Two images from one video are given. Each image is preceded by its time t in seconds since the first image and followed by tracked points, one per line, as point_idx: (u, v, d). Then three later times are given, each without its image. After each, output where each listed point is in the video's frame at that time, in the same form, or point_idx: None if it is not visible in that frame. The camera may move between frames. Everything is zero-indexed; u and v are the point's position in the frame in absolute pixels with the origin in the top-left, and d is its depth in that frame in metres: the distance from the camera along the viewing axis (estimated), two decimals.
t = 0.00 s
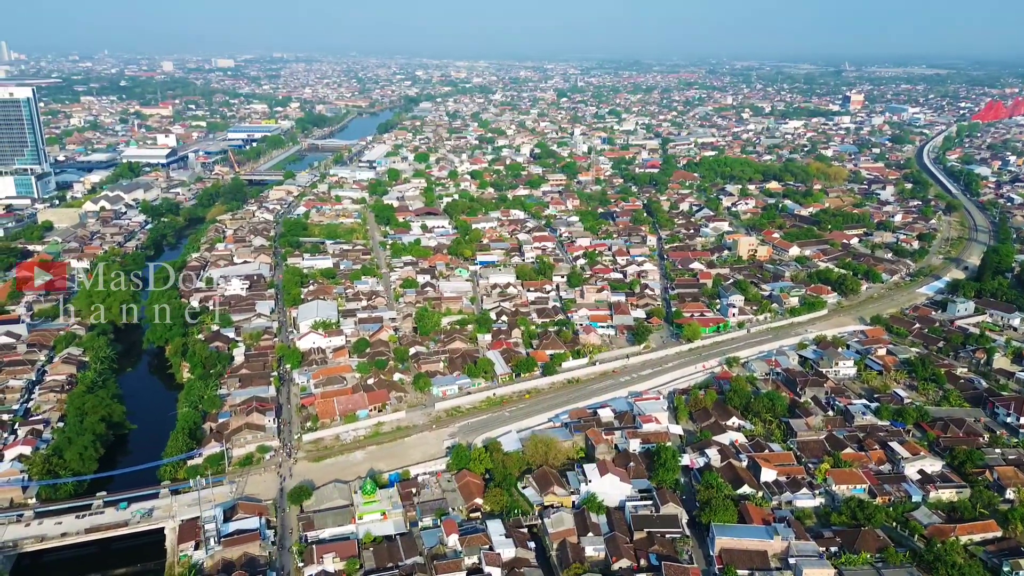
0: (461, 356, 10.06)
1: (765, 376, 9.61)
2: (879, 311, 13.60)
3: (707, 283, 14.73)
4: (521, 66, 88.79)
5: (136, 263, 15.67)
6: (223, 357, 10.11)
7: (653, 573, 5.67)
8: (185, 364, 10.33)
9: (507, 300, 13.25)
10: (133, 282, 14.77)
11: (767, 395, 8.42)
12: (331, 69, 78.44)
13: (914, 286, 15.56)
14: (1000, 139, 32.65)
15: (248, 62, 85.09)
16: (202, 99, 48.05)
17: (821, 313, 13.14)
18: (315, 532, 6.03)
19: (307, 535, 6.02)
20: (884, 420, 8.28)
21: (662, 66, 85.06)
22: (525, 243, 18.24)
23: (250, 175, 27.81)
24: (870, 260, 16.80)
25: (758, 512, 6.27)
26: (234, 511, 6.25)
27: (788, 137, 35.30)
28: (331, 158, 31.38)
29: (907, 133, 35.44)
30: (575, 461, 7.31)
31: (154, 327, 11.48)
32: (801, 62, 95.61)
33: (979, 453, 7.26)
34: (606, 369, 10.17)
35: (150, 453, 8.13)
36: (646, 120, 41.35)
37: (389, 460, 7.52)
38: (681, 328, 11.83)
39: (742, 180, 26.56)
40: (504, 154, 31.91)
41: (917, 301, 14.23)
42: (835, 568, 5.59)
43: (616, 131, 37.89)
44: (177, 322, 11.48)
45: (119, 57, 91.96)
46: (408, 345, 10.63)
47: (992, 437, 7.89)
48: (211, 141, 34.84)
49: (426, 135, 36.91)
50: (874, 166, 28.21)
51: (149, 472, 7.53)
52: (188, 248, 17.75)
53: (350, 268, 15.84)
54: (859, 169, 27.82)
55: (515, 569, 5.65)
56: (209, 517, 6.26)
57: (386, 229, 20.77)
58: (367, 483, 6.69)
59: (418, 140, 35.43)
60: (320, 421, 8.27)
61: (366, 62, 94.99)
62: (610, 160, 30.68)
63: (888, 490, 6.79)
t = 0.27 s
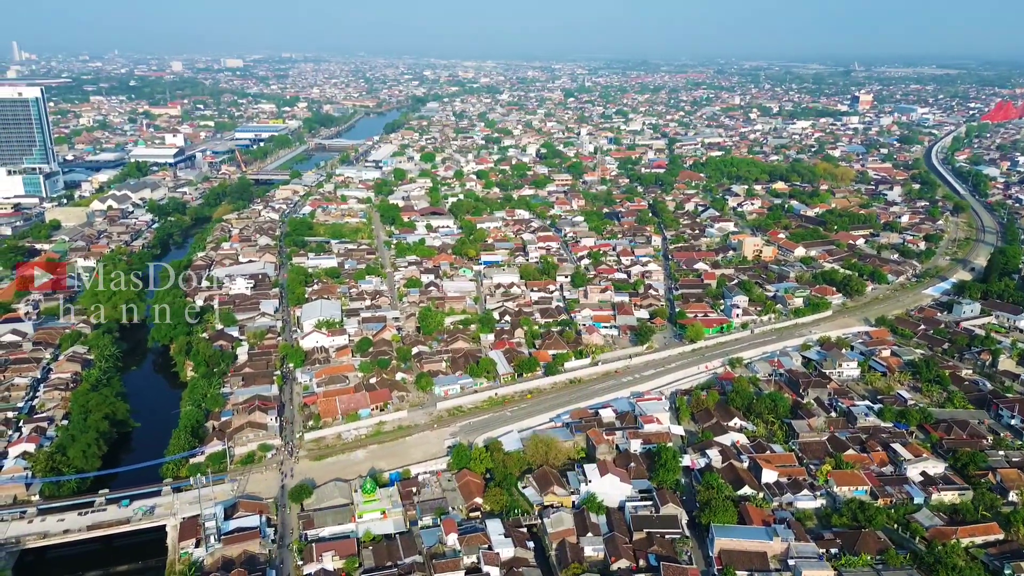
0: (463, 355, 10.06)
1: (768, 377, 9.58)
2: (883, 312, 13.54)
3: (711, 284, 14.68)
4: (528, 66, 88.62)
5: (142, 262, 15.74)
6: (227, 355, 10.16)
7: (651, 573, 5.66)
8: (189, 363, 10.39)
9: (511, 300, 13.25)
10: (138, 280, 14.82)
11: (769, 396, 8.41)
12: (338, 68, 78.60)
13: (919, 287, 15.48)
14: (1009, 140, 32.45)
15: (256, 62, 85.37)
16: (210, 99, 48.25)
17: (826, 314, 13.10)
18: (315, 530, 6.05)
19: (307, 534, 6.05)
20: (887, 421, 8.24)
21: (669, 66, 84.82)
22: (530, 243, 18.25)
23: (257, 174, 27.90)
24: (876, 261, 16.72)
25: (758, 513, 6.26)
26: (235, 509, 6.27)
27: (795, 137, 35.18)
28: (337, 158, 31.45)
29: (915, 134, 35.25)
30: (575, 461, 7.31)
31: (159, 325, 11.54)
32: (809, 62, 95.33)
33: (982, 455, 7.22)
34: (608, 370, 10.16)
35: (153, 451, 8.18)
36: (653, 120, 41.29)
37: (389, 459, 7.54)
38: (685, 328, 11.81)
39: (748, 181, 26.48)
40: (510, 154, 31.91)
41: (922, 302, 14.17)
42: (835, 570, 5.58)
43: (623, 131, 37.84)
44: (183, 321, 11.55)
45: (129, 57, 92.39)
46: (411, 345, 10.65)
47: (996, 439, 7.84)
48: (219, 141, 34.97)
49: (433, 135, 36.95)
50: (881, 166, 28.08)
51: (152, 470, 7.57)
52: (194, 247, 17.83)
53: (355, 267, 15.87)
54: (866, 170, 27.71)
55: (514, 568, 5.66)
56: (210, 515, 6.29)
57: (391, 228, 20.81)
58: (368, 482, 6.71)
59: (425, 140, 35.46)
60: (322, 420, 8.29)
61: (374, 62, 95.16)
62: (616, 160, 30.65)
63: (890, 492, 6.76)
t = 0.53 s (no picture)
0: (466, 355, 10.06)
1: (771, 378, 9.55)
2: (889, 313, 13.48)
3: (716, 284, 14.64)
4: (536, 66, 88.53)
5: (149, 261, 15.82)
6: (230, 354, 10.20)
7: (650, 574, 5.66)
8: (193, 362, 10.43)
9: (514, 300, 13.26)
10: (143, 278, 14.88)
11: (772, 397, 8.38)
12: (346, 68, 78.76)
13: (926, 288, 15.39)
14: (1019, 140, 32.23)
15: (265, 62, 85.67)
16: (218, 98, 48.45)
17: (830, 315, 13.04)
18: (315, 529, 6.07)
19: (307, 532, 6.07)
20: (890, 423, 8.21)
21: (677, 66, 84.62)
22: (534, 242, 18.24)
23: (264, 174, 28.00)
24: (882, 262, 16.64)
25: (758, 514, 6.25)
26: (236, 508, 6.30)
27: (803, 137, 35.05)
28: (344, 158, 31.51)
29: (924, 134, 35.05)
30: (576, 461, 7.31)
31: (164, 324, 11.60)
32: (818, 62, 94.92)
33: (985, 457, 7.19)
34: (611, 370, 10.15)
35: (156, 449, 8.22)
36: (659, 121, 41.20)
37: (390, 458, 7.56)
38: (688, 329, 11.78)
39: (754, 181, 26.40)
40: (516, 154, 31.91)
41: (928, 303, 14.10)
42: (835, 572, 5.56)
43: (629, 131, 37.78)
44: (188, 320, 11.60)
45: (139, 57, 92.82)
46: (414, 344, 10.66)
47: (999, 442, 7.80)
48: (226, 140, 35.10)
49: (439, 135, 36.98)
50: (889, 167, 27.95)
51: (154, 468, 7.61)
52: (200, 246, 17.91)
53: (359, 267, 15.91)
54: (874, 170, 27.58)
55: (512, 567, 5.66)
56: (211, 513, 6.32)
57: (396, 228, 20.83)
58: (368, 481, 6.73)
59: (432, 140, 35.48)
60: (324, 418, 8.31)
61: (382, 62, 95.32)
62: (622, 160, 30.62)
63: (892, 494, 6.73)
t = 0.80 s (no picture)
0: (468, 354, 10.07)
1: (774, 379, 9.52)
2: (894, 314, 13.41)
3: (720, 285, 14.61)
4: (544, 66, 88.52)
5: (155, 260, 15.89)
6: (234, 353, 10.24)
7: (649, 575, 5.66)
8: (197, 360, 10.48)
9: (518, 300, 13.26)
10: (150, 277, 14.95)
11: (774, 398, 8.35)
12: (354, 68, 78.96)
13: (932, 289, 15.30)
14: None
15: (274, 62, 85.99)
16: (226, 98, 48.66)
17: (835, 316, 12.99)
18: (315, 527, 6.10)
19: (307, 530, 6.09)
20: (892, 425, 8.17)
21: (685, 66, 84.45)
22: (539, 242, 18.24)
23: (271, 174, 28.10)
24: (888, 263, 16.55)
25: (758, 516, 6.24)
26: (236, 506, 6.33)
27: (811, 137, 34.93)
28: (350, 158, 31.58)
29: (933, 134, 34.86)
30: (576, 461, 7.31)
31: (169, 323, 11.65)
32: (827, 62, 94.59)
33: (988, 460, 7.14)
34: (613, 370, 10.14)
35: (159, 447, 8.26)
36: (666, 121, 41.13)
37: (391, 457, 7.58)
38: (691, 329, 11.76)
39: (761, 182, 26.33)
40: (522, 154, 31.92)
41: (934, 305, 14.02)
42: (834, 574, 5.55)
43: (636, 131, 37.73)
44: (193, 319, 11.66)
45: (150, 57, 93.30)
46: (417, 344, 10.68)
47: (1003, 444, 7.75)
48: (234, 140, 35.24)
49: (446, 135, 37.02)
50: (897, 167, 27.81)
51: (157, 466, 7.65)
52: (206, 245, 17.99)
53: (364, 266, 15.94)
54: (881, 171, 27.45)
55: (510, 567, 5.67)
56: (212, 511, 6.36)
57: (402, 228, 20.86)
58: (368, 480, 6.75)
59: (438, 139, 35.52)
60: (326, 417, 8.34)
61: (391, 62, 95.50)
62: (628, 160, 30.60)
63: (894, 496, 6.70)
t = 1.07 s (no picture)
0: (471, 354, 10.08)
1: (777, 380, 9.49)
2: (899, 315, 13.34)
3: (724, 286, 14.56)
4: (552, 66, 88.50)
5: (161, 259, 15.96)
6: (237, 352, 10.29)
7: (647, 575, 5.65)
8: (201, 358, 10.52)
9: (521, 300, 13.27)
10: (156, 276, 15.00)
11: (777, 399, 8.33)
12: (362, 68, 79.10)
13: (938, 291, 15.21)
14: None
15: (283, 62, 86.27)
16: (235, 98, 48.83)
17: (839, 317, 12.93)
18: (315, 526, 6.12)
19: (307, 529, 6.12)
20: (895, 426, 8.13)
21: (693, 66, 84.28)
22: (544, 242, 18.23)
23: (278, 173, 28.18)
24: (894, 264, 16.48)
25: (758, 517, 6.22)
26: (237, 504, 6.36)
27: (819, 138, 34.79)
28: (357, 158, 31.62)
29: (942, 135, 34.65)
30: (577, 461, 7.31)
31: (174, 322, 11.70)
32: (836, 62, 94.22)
33: (991, 462, 7.11)
34: (616, 371, 10.13)
35: (163, 445, 8.30)
36: (674, 121, 41.03)
37: (392, 456, 7.59)
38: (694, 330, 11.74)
39: (767, 182, 26.24)
40: (528, 154, 31.91)
41: (940, 306, 13.95)
42: None
43: (643, 131, 37.66)
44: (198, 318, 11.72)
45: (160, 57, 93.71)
46: (419, 343, 10.69)
47: (1007, 446, 7.71)
48: (241, 140, 35.37)
49: (452, 135, 37.05)
50: (905, 168, 27.66)
51: (160, 464, 7.69)
52: (212, 245, 18.05)
53: (368, 266, 15.97)
54: (889, 171, 27.31)
55: (509, 567, 5.68)
56: (213, 508, 6.39)
57: (407, 227, 20.88)
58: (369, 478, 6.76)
59: (445, 139, 35.54)
60: (327, 416, 8.36)
61: (399, 62, 95.62)
62: (634, 160, 30.56)
63: (896, 497, 6.67)
